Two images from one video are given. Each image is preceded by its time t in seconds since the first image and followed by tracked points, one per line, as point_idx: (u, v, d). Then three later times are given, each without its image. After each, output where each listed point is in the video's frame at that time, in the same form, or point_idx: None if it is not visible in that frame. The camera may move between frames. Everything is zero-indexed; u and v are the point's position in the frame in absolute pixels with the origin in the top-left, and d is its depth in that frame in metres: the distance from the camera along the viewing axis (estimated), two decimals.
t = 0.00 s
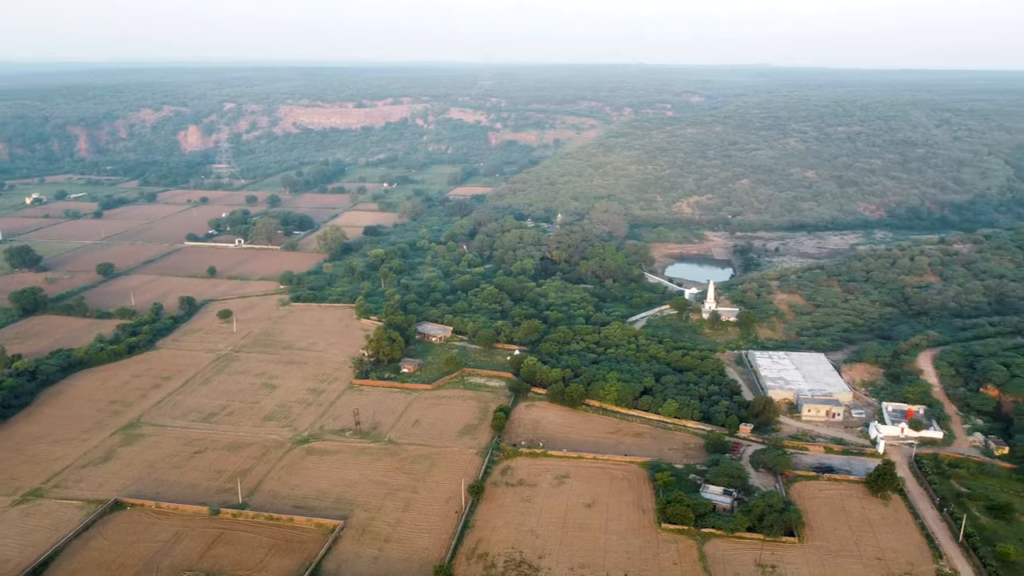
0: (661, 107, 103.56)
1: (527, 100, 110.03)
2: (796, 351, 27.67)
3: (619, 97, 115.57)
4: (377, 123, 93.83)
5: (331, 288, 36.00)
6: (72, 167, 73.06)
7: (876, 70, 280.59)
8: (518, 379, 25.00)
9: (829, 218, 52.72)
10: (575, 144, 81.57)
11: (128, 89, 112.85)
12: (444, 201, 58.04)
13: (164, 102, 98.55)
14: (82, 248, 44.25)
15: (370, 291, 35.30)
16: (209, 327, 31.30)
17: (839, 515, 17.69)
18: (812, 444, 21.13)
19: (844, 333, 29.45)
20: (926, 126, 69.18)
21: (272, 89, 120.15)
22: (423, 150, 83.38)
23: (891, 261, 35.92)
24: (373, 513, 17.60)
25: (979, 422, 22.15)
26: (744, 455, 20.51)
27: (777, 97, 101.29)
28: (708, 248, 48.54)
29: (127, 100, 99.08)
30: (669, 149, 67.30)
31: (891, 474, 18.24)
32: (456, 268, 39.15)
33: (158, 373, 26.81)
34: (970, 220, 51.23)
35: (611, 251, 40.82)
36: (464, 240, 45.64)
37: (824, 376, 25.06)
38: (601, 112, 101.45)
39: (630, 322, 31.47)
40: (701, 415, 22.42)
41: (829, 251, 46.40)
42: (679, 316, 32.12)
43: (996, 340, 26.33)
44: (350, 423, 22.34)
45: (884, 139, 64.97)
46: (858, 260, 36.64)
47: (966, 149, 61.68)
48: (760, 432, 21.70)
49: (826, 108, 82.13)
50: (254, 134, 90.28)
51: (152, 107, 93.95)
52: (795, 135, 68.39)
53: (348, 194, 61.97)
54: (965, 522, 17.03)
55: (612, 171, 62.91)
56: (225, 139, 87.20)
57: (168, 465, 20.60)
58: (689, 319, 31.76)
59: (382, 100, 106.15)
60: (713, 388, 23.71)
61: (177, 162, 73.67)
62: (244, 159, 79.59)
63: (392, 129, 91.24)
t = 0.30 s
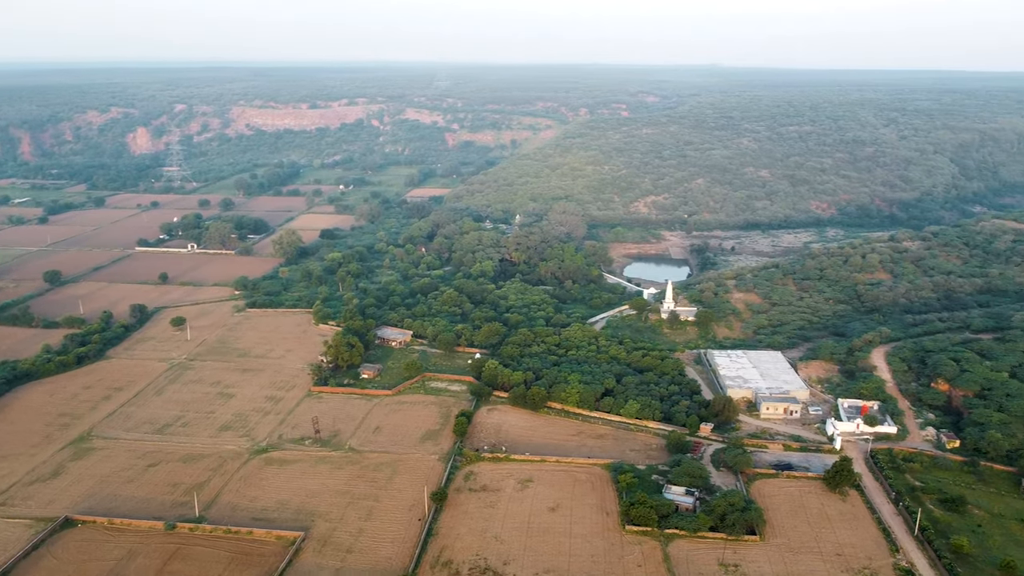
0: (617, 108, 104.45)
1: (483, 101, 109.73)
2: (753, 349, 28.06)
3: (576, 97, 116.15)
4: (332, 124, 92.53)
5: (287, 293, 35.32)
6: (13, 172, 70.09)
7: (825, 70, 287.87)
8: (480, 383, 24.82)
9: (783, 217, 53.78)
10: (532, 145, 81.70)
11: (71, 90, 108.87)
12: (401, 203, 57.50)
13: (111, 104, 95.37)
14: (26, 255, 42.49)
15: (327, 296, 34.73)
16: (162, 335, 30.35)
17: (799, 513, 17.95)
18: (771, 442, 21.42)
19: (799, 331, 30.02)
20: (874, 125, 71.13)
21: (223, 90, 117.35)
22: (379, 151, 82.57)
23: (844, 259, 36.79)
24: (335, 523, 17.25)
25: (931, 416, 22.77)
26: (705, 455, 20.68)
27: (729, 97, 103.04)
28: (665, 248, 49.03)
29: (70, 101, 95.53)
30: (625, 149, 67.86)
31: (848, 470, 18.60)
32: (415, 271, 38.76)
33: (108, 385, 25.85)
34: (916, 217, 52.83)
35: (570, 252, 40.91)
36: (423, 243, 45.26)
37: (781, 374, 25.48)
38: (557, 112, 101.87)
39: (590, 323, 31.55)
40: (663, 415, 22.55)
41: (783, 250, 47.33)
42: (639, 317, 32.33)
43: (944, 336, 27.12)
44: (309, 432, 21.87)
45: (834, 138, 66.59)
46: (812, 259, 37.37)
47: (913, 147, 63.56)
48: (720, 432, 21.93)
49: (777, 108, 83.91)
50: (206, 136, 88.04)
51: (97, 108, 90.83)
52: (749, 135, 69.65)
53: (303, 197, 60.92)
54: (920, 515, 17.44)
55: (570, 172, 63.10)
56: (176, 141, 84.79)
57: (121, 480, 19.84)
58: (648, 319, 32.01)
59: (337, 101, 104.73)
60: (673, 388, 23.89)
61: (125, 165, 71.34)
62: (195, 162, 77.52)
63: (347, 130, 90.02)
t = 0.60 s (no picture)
0: (573, 108, 104.98)
1: (440, 101, 109.14)
2: (711, 348, 28.40)
3: (532, 97, 116.47)
4: (286, 126, 90.98)
5: (242, 299, 34.54)
6: None
7: (774, 71, 294.40)
8: (440, 388, 24.56)
9: (737, 215, 54.66)
10: (489, 146, 81.60)
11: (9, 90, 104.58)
12: (358, 205, 56.82)
13: (53, 105, 91.96)
14: None
15: (284, 301, 34.06)
16: (112, 345, 29.33)
17: (759, 510, 18.18)
18: (731, 440, 21.67)
19: (756, 329, 30.49)
20: (823, 125, 72.86)
21: (172, 91, 114.23)
22: (334, 153, 81.46)
23: (797, 257, 37.51)
24: (295, 535, 16.86)
25: (884, 411, 23.27)
26: (666, 454, 20.81)
27: (683, 98, 104.54)
28: (623, 248, 49.39)
29: (8, 102, 91.78)
30: (581, 150, 68.23)
31: (806, 467, 18.93)
32: (372, 274, 38.27)
33: (55, 397, 24.83)
34: (865, 215, 54.24)
35: (529, 253, 40.85)
36: (381, 245, 44.75)
37: (739, 372, 25.82)
38: (514, 112, 102.01)
39: (549, 325, 31.54)
40: (623, 416, 22.63)
41: (738, 248, 48.10)
42: (598, 318, 32.44)
43: (895, 332, 27.82)
44: (267, 442, 21.36)
45: (786, 138, 67.98)
46: (766, 257, 38.01)
47: (861, 146, 65.29)
48: (681, 431, 22.12)
49: (730, 108, 85.35)
50: (155, 138, 85.59)
51: (38, 110, 87.47)
52: (702, 135, 70.70)
53: (257, 200, 59.71)
54: (876, 510, 17.82)
55: (527, 172, 63.14)
56: (123, 143, 82.21)
57: (70, 496, 19.04)
58: (607, 320, 32.14)
59: (291, 102, 103.03)
60: (632, 389, 24.02)
61: (70, 168, 68.87)
62: (144, 164, 75.30)
63: (301, 131, 88.64)
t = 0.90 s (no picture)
0: (529, 109, 105.25)
1: (395, 102, 108.19)
2: (669, 348, 28.66)
3: (488, 98, 116.34)
4: (237, 127, 89.19)
5: (195, 305, 33.67)
6: None
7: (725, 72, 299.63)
8: (401, 393, 24.25)
9: (692, 215, 55.35)
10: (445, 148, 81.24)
11: None
12: (313, 208, 55.97)
13: None
14: None
15: (238, 307, 33.30)
16: (59, 355, 28.24)
17: (720, 509, 18.35)
18: (691, 440, 21.86)
19: (713, 328, 30.86)
20: (775, 125, 74.30)
21: (117, 93, 110.65)
22: (288, 154, 80.09)
23: (751, 256, 38.09)
24: (254, 548, 16.44)
25: (839, 408, 23.78)
26: (627, 456, 20.88)
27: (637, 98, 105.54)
28: (580, 248, 49.57)
29: None
30: (538, 150, 68.34)
31: (765, 464, 19.18)
32: (329, 279, 37.69)
33: None
34: (817, 213, 55.46)
35: (488, 255, 40.69)
36: (337, 249, 44.15)
37: (697, 372, 26.08)
38: (470, 113, 101.80)
39: (509, 327, 31.44)
40: (585, 418, 22.65)
41: (693, 247, 48.68)
42: (557, 319, 32.43)
43: (849, 329, 28.44)
44: (223, 452, 20.80)
45: (739, 137, 69.13)
46: (722, 257, 38.51)
47: (811, 146, 66.80)
48: (641, 432, 22.23)
49: (683, 108, 86.46)
50: (101, 140, 82.87)
51: None
52: (657, 136, 71.49)
53: (209, 203, 58.30)
54: (834, 506, 18.14)
55: (485, 173, 62.98)
56: (66, 145, 79.33)
57: (15, 514, 18.21)
58: (567, 321, 32.16)
59: (243, 103, 101.01)
60: (593, 391, 24.08)
61: (10, 172, 66.14)
62: (90, 168, 72.84)
63: (253, 133, 86.98)
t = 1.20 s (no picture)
0: (484, 109, 105.25)
1: (350, 103, 106.91)
2: (629, 348, 28.83)
3: (444, 98, 115.88)
4: (187, 129, 87.17)
5: (146, 313, 32.74)
6: None
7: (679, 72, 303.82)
8: (360, 400, 23.89)
9: (648, 215, 55.86)
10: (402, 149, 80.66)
11: None
12: (267, 211, 54.96)
13: None
14: None
15: (191, 313, 32.47)
16: (3, 367, 27.11)
17: (683, 509, 18.47)
18: (652, 440, 21.97)
19: (671, 327, 31.14)
20: (728, 125, 75.47)
21: (59, 94, 107.02)
22: (240, 156, 78.52)
23: (707, 256, 38.53)
24: (212, 563, 15.98)
25: (797, 405, 24.18)
26: (590, 458, 20.89)
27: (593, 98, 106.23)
28: (539, 249, 49.58)
29: None
30: (495, 151, 68.26)
31: (726, 463, 19.37)
32: (285, 283, 37.01)
33: None
34: (770, 211, 56.48)
35: (446, 258, 40.46)
36: (293, 253, 43.40)
37: (657, 371, 26.28)
38: (426, 113, 101.26)
39: (469, 330, 31.24)
40: (546, 421, 22.60)
41: (650, 247, 49.10)
42: (517, 321, 32.34)
43: (804, 326, 28.96)
44: (178, 465, 20.20)
45: (693, 137, 70.07)
46: (678, 256, 38.89)
47: (763, 145, 68.03)
48: (603, 433, 22.27)
49: (638, 108, 87.35)
50: (44, 142, 80.06)
51: None
52: (613, 136, 72.01)
53: (159, 208, 56.77)
54: (793, 503, 18.41)
55: (442, 174, 62.65)
56: (7, 148, 76.38)
57: None
58: (527, 323, 32.09)
59: (194, 104, 98.85)
60: (554, 393, 24.08)
61: None
62: (33, 171, 70.26)
63: (204, 136, 85.08)
